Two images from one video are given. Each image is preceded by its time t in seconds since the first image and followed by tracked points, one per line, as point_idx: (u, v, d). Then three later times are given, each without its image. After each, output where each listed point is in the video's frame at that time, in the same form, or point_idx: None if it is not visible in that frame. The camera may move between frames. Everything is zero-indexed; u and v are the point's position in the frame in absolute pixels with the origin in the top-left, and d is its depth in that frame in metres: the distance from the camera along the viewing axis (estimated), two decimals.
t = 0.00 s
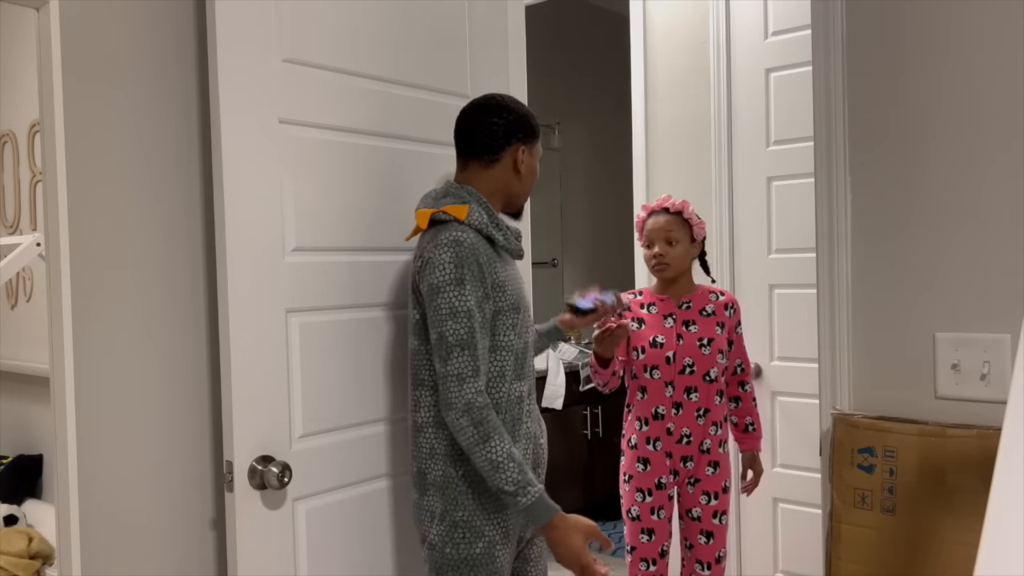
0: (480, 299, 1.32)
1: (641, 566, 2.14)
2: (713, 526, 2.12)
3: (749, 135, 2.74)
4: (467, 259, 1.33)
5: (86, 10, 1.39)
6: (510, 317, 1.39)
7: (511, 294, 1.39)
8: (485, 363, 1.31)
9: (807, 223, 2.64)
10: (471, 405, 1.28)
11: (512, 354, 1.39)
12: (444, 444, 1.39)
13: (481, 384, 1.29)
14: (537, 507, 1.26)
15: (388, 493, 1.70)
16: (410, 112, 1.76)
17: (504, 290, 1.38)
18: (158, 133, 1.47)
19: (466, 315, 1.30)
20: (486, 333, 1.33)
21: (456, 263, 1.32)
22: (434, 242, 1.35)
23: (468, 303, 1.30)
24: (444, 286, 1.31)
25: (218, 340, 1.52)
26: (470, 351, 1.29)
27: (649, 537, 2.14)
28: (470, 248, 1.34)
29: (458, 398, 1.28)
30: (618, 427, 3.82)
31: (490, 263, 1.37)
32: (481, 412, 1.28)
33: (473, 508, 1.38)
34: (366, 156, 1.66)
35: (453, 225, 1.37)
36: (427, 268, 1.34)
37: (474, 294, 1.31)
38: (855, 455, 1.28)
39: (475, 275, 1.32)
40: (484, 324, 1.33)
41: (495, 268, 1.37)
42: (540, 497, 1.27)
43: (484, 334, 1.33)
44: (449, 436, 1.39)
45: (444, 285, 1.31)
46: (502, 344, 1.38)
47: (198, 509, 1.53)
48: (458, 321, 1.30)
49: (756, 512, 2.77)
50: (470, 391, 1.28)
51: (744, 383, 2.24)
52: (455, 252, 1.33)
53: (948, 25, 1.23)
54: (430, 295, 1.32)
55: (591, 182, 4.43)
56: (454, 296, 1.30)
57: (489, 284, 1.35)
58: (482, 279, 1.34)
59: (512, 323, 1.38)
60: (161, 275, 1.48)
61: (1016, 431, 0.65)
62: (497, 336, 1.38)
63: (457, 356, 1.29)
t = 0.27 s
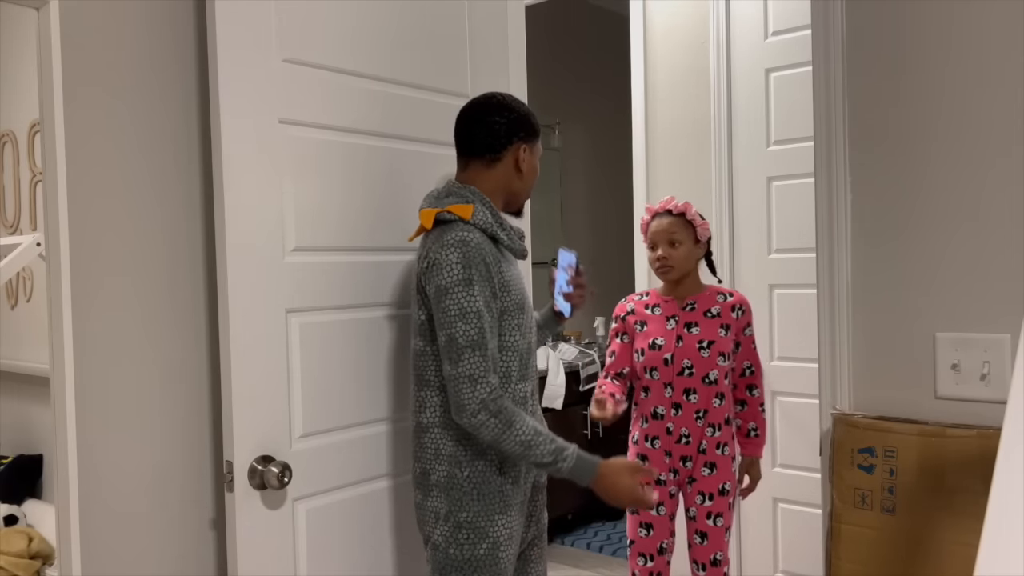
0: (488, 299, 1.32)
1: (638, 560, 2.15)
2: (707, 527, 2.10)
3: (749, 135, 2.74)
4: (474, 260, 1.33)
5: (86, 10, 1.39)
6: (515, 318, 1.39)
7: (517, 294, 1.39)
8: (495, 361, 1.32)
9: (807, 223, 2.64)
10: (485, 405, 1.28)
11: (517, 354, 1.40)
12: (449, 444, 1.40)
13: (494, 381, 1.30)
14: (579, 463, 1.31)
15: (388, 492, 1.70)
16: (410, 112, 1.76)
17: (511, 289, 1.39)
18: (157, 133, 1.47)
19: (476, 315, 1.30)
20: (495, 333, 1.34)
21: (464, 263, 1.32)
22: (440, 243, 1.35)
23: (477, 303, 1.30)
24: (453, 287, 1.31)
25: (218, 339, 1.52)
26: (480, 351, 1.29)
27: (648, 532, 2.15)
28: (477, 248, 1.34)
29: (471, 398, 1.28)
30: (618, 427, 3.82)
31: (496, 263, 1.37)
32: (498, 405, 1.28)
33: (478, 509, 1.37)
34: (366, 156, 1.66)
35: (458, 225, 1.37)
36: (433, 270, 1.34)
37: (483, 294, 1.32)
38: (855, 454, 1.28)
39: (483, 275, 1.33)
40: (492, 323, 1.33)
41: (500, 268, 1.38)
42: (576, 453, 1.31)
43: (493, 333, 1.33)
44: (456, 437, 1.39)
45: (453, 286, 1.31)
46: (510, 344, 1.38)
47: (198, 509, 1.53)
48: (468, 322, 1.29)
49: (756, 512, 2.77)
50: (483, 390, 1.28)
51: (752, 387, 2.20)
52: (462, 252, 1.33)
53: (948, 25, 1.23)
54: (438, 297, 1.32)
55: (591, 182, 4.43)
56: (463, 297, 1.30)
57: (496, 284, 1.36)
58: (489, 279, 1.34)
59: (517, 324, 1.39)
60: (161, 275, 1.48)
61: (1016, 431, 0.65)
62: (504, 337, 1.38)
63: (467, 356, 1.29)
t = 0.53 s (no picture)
0: (494, 298, 1.33)
1: (630, 548, 2.16)
2: (701, 525, 2.06)
3: (749, 135, 2.75)
4: (479, 260, 1.33)
5: (86, 10, 1.39)
6: (519, 317, 1.40)
7: (521, 290, 1.41)
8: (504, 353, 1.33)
9: (807, 223, 2.64)
10: (497, 403, 1.28)
11: (522, 351, 1.41)
12: (454, 445, 1.40)
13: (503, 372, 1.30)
14: (593, 404, 1.35)
15: (388, 492, 1.70)
16: (410, 112, 1.76)
17: (516, 287, 1.40)
18: (157, 132, 1.47)
19: (483, 315, 1.30)
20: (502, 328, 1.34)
21: (470, 263, 1.32)
22: (445, 244, 1.35)
23: (484, 303, 1.30)
24: (460, 286, 1.31)
25: (218, 339, 1.52)
26: (490, 349, 1.29)
27: (640, 521, 2.15)
28: (482, 248, 1.34)
29: (483, 397, 1.28)
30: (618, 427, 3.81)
31: (500, 259, 1.38)
32: (511, 393, 1.29)
33: (485, 509, 1.37)
34: (366, 156, 1.66)
35: (462, 225, 1.37)
36: (439, 270, 1.34)
37: (489, 294, 1.32)
38: (855, 455, 1.28)
39: (489, 274, 1.33)
40: (499, 322, 1.34)
41: (504, 267, 1.38)
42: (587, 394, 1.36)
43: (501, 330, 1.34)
44: (461, 437, 1.39)
45: (459, 287, 1.31)
46: (515, 342, 1.40)
47: (198, 509, 1.53)
48: (476, 321, 1.29)
49: (756, 512, 2.77)
50: (494, 387, 1.28)
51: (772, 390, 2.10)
52: (467, 252, 1.33)
53: (948, 25, 1.23)
54: (444, 297, 1.32)
55: (591, 182, 4.43)
56: (470, 296, 1.30)
57: (501, 282, 1.37)
58: (494, 278, 1.34)
59: (521, 323, 1.40)
60: (162, 274, 1.48)
61: (1016, 430, 0.65)
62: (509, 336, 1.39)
63: (477, 355, 1.29)
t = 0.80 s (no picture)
0: (498, 301, 1.33)
1: (608, 537, 2.25)
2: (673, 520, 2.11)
3: (749, 135, 2.75)
4: (485, 261, 1.33)
5: (86, 10, 1.39)
6: (522, 318, 1.40)
7: (524, 292, 1.41)
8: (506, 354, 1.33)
9: (806, 224, 2.64)
10: (500, 404, 1.28)
11: (524, 352, 1.41)
12: (456, 445, 1.40)
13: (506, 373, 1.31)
14: (588, 399, 1.39)
15: (389, 492, 1.70)
16: (411, 112, 1.76)
17: (519, 288, 1.40)
18: (157, 132, 1.47)
19: (488, 317, 1.30)
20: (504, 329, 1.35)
21: (476, 265, 1.32)
22: (451, 245, 1.35)
23: (489, 305, 1.30)
24: (466, 288, 1.31)
25: (218, 339, 1.52)
26: (495, 351, 1.29)
27: (616, 510, 2.23)
28: (488, 250, 1.34)
29: (487, 398, 1.28)
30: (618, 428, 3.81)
31: (504, 261, 1.39)
32: (513, 394, 1.29)
33: (487, 509, 1.37)
34: (367, 156, 1.66)
35: (468, 226, 1.37)
36: (445, 272, 1.34)
37: (494, 296, 1.32)
38: (855, 454, 1.28)
39: (494, 276, 1.33)
40: (502, 323, 1.34)
41: (508, 269, 1.38)
42: (581, 390, 1.40)
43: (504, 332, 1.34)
44: (463, 437, 1.40)
45: (466, 288, 1.31)
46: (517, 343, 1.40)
47: (198, 509, 1.53)
48: (482, 323, 1.29)
49: (756, 513, 2.77)
50: (498, 388, 1.28)
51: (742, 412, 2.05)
52: (474, 254, 1.33)
53: (949, 25, 1.23)
54: (450, 298, 1.32)
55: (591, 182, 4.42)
56: (476, 298, 1.30)
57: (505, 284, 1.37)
58: (499, 280, 1.34)
59: (524, 324, 1.40)
60: (162, 274, 1.48)
61: (1016, 430, 0.65)
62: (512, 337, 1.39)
63: (482, 357, 1.29)
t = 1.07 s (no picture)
0: (494, 302, 1.33)
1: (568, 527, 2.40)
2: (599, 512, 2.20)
3: (749, 135, 2.75)
4: (482, 263, 1.33)
5: (85, 10, 1.39)
6: (520, 319, 1.40)
7: (522, 293, 1.41)
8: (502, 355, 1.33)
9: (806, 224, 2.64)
10: (494, 405, 1.28)
11: (522, 353, 1.41)
12: (455, 445, 1.40)
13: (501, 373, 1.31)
14: (584, 400, 1.39)
15: (388, 492, 1.70)
16: (410, 112, 1.76)
17: (517, 289, 1.40)
18: (157, 133, 1.47)
19: (483, 318, 1.30)
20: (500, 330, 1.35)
21: (472, 266, 1.32)
22: (447, 246, 1.35)
23: (485, 306, 1.31)
24: (462, 289, 1.31)
25: (218, 339, 1.52)
26: (489, 352, 1.29)
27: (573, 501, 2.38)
28: (484, 251, 1.34)
29: (481, 399, 1.28)
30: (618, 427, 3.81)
31: (501, 262, 1.39)
32: (508, 395, 1.29)
33: (484, 508, 1.37)
34: (366, 156, 1.66)
35: (465, 228, 1.37)
36: (441, 273, 1.34)
37: (490, 297, 1.32)
38: (855, 455, 1.27)
39: (490, 278, 1.33)
40: (498, 324, 1.34)
41: (505, 270, 1.38)
42: (578, 391, 1.40)
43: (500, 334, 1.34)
44: (461, 437, 1.40)
45: (461, 289, 1.31)
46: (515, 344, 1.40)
47: (198, 509, 1.53)
48: (476, 324, 1.29)
49: (756, 513, 2.77)
50: (492, 389, 1.28)
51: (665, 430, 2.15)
52: (470, 255, 1.33)
53: (948, 25, 1.23)
54: (446, 300, 1.32)
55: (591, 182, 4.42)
56: (471, 299, 1.30)
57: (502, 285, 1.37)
58: (495, 281, 1.34)
59: (521, 325, 1.40)
60: (162, 274, 1.48)
61: (1016, 431, 0.65)
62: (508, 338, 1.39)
63: (476, 358, 1.29)
